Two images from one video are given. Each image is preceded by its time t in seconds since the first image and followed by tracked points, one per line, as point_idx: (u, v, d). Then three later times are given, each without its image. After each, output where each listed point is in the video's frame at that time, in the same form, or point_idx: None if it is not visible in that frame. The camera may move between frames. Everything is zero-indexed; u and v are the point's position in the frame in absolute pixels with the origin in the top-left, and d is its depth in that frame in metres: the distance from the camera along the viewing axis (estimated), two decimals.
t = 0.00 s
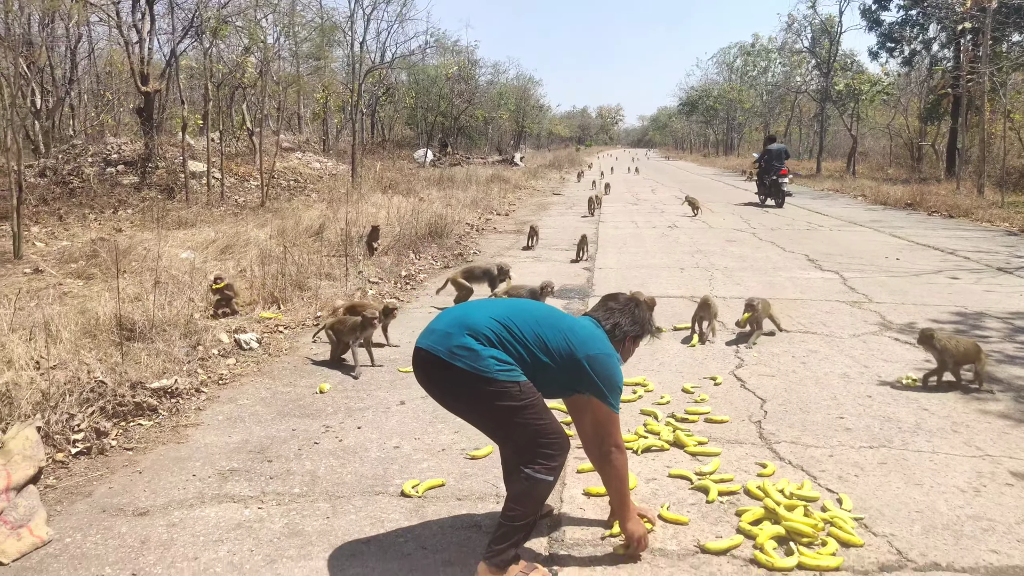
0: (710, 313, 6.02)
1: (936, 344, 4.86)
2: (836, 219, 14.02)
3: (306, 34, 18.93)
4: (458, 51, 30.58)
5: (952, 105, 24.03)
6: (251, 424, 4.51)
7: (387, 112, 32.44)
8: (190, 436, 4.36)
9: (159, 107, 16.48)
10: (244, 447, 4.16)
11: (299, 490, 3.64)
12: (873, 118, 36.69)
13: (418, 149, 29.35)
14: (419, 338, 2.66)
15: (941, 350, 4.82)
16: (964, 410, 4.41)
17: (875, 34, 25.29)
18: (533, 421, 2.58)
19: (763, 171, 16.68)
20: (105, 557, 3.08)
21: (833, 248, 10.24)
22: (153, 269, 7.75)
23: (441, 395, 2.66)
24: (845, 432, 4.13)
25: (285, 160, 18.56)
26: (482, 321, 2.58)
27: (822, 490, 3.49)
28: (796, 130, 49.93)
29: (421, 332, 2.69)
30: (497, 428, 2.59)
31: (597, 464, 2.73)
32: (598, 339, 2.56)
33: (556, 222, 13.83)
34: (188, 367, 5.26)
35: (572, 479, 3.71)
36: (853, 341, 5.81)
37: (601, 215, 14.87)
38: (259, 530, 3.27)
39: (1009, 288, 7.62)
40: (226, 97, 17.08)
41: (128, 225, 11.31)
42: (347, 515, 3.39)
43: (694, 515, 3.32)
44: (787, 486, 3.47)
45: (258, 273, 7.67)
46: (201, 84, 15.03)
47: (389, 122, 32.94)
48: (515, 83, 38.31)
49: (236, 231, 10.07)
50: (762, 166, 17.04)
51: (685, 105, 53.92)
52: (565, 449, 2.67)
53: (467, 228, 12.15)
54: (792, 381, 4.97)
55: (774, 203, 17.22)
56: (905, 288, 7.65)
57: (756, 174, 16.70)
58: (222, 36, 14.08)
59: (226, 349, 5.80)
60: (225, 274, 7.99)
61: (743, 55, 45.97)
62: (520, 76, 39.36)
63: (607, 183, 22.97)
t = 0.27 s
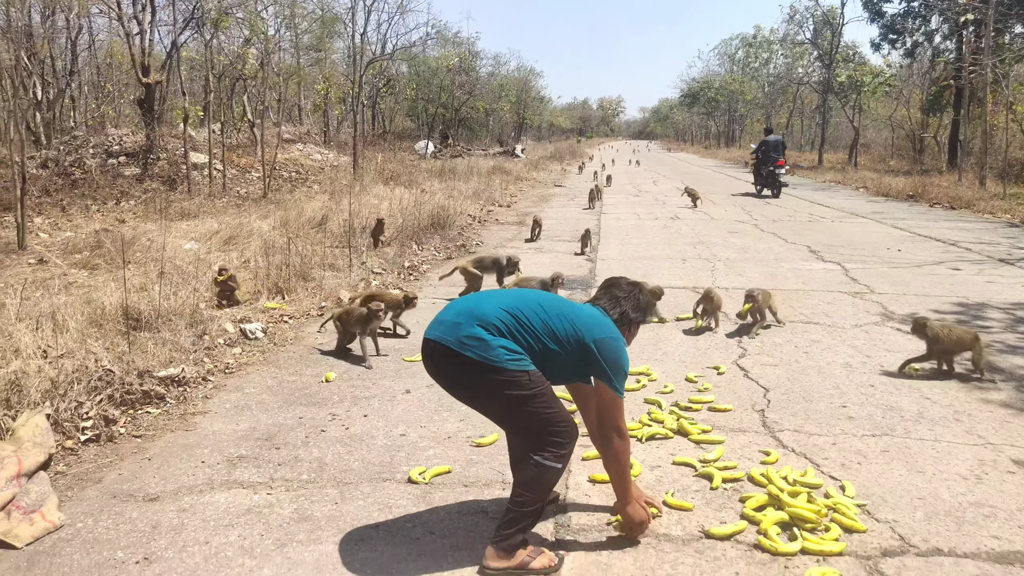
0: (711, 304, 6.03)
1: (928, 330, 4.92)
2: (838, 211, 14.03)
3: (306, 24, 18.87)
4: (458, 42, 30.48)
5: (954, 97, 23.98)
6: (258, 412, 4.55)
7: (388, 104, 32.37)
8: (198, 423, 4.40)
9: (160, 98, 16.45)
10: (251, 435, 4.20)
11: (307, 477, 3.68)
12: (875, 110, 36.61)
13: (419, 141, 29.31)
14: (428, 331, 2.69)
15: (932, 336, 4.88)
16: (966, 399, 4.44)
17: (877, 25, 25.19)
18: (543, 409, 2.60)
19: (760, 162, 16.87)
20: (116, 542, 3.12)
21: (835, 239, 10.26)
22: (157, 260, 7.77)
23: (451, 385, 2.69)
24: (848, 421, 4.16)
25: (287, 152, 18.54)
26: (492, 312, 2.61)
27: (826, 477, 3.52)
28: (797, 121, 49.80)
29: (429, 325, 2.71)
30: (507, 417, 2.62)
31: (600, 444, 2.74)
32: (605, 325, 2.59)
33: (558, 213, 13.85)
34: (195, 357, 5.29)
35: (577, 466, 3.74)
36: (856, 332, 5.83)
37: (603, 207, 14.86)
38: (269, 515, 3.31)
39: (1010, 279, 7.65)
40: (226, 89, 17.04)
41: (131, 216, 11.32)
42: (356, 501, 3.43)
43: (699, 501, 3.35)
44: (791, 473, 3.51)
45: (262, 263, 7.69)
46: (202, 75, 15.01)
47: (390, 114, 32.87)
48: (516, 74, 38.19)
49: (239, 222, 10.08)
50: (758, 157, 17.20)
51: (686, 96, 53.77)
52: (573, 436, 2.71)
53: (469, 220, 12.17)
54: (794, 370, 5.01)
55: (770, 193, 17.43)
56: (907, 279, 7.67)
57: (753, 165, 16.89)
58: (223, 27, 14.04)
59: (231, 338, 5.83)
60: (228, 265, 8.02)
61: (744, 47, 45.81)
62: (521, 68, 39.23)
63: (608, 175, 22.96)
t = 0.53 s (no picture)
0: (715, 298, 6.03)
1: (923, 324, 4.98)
2: (841, 207, 14.03)
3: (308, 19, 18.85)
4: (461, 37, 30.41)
5: (958, 92, 23.92)
6: (264, 407, 4.59)
7: (390, 99, 32.34)
8: (205, 418, 4.44)
9: (163, 93, 16.45)
10: (258, 430, 4.23)
11: (313, 471, 3.72)
12: (878, 105, 36.50)
13: (422, 136, 29.31)
14: (437, 329, 2.71)
15: (927, 330, 4.93)
16: (967, 395, 4.47)
17: (880, 20, 25.11)
18: (551, 404, 2.63)
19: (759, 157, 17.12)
20: (124, 535, 3.15)
21: (838, 235, 10.27)
22: (162, 256, 7.80)
23: (460, 383, 2.71)
24: (850, 417, 4.19)
25: (289, 147, 18.55)
26: (499, 309, 2.63)
27: (827, 473, 3.55)
28: (801, 117, 49.65)
29: (438, 323, 2.74)
30: (516, 413, 2.65)
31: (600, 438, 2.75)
32: (611, 319, 2.62)
33: (561, 209, 13.86)
34: (201, 352, 5.32)
35: (581, 462, 3.77)
36: (858, 328, 5.85)
37: (605, 203, 14.86)
38: (275, 509, 3.34)
39: (1012, 275, 7.65)
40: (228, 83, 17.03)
41: (135, 211, 11.35)
42: (361, 495, 3.47)
43: (702, 496, 3.38)
44: (793, 469, 3.54)
45: (266, 259, 7.72)
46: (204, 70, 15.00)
47: (392, 109, 32.85)
48: (518, 69, 38.12)
49: (243, 217, 10.11)
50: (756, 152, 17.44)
51: (689, 91, 53.63)
52: (581, 431, 2.74)
53: (471, 215, 12.19)
54: (797, 366, 5.03)
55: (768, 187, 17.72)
56: (909, 275, 7.68)
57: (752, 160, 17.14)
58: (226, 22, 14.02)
59: (237, 334, 5.87)
60: (232, 260, 8.05)
61: (748, 41, 45.65)
62: (523, 63, 39.15)
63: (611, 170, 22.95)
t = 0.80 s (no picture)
0: (713, 297, 6.07)
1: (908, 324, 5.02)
2: (835, 207, 14.10)
3: (304, 15, 18.80)
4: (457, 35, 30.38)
5: (952, 93, 24.05)
6: (263, 402, 4.60)
7: (386, 96, 32.29)
8: (204, 413, 4.44)
9: (158, 89, 16.39)
10: (257, 425, 4.24)
11: (313, 466, 3.73)
12: (873, 106, 36.67)
13: (418, 134, 29.26)
14: (439, 328, 2.72)
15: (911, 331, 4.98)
16: (961, 393, 4.52)
17: (875, 21, 25.22)
18: (553, 402, 2.66)
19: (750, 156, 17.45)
20: (126, 529, 3.15)
21: (833, 235, 10.33)
22: (158, 251, 7.78)
23: (463, 381, 2.73)
24: (846, 414, 4.23)
25: (285, 144, 18.50)
26: (501, 307, 2.64)
27: (824, 469, 3.59)
28: (795, 117, 49.83)
29: (439, 323, 2.74)
30: (519, 411, 2.67)
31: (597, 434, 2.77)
32: (611, 315, 2.65)
33: (557, 208, 13.88)
34: (199, 347, 5.32)
35: (579, 458, 3.79)
36: (853, 327, 5.90)
37: (601, 201, 14.89)
38: (276, 503, 3.35)
39: (1006, 275, 7.72)
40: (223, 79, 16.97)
41: (130, 207, 11.31)
42: (362, 490, 3.48)
43: (699, 492, 3.41)
44: (789, 465, 3.57)
45: (263, 255, 7.71)
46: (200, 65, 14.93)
47: (388, 107, 32.79)
48: (514, 68, 38.11)
49: (239, 214, 10.09)
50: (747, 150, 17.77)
51: (684, 91, 53.73)
52: (582, 426, 2.76)
53: (468, 213, 12.20)
54: (793, 364, 5.07)
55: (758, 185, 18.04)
56: (903, 275, 7.74)
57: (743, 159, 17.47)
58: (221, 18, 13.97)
59: (235, 330, 5.86)
60: (229, 256, 8.03)
61: (743, 41, 45.78)
62: (519, 61, 39.15)
63: (607, 169, 22.99)
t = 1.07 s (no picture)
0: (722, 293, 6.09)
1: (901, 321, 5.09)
2: (841, 205, 14.08)
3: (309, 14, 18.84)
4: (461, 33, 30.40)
5: (957, 92, 24.01)
6: (272, 398, 4.62)
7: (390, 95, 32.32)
8: (214, 409, 4.47)
9: (163, 87, 16.43)
10: (267, 421, 4.26)
11: (324, 462, 3.75)
12: (878, 105, 36.58)
13: (422, 132, 29.29)
14: (451, 328, 2.72)
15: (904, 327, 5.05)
16: (968, 391, 4.52)
17: (880, 20, 25.17)
18: (564, 400, 2.67)
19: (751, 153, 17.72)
20: (139, 523, 3.18)
21: (839, 234, 10.32)
22: (166, 249, 7.82)
23: (474, 380, 2.73)
24: (853, 412, 4.23)
25: (290, 142, 18.54)
26: (513, 306, 2.65)
27: (832, 466, 3.60)
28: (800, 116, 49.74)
29: (450, 322, 2.74)
30: (531, 409, 2.68)
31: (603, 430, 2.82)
32: (620, 312, 2.67)
33: (562, 206, 13.89)
34: (208, 344, 5.35)
35: (587, 454, 3.81)
36: (860, 325, 5.90)
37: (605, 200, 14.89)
38: (287, 498, 3.38)
39: (1013, 274, 7.71)
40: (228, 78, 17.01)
41: (136, 205, 11.35)
42: (372, 485, 3.51)
43: (708, 489, 3.43)
44: (797, 462, 3.58)
45: (269, 253, 7.75)
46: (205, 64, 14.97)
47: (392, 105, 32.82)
48: (518, 66, 38.12)
49: (245, 212, 10.12)
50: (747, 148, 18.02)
51: (688, 90, 53.67)
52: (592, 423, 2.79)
53: (473, 212, 12.22)
54: (800, 362, 5.08)
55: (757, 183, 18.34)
56: (910, 273, 7.74)
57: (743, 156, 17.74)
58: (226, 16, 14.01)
59: (243, 327, 5.89)
60: (235, 254, 8.07)
61: (748, 40, 45.70)
62: (523, 59, 39.16)
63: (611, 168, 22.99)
